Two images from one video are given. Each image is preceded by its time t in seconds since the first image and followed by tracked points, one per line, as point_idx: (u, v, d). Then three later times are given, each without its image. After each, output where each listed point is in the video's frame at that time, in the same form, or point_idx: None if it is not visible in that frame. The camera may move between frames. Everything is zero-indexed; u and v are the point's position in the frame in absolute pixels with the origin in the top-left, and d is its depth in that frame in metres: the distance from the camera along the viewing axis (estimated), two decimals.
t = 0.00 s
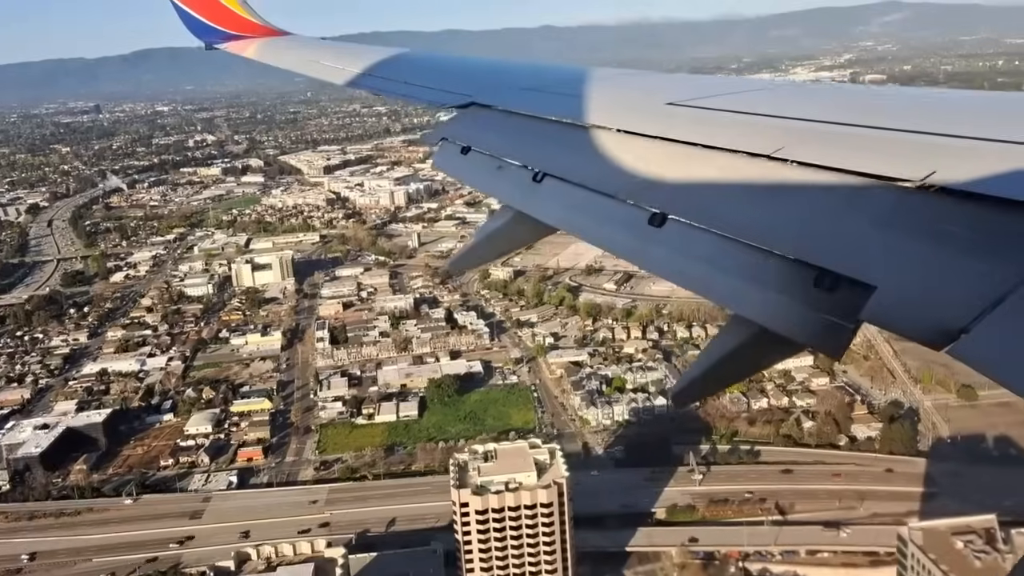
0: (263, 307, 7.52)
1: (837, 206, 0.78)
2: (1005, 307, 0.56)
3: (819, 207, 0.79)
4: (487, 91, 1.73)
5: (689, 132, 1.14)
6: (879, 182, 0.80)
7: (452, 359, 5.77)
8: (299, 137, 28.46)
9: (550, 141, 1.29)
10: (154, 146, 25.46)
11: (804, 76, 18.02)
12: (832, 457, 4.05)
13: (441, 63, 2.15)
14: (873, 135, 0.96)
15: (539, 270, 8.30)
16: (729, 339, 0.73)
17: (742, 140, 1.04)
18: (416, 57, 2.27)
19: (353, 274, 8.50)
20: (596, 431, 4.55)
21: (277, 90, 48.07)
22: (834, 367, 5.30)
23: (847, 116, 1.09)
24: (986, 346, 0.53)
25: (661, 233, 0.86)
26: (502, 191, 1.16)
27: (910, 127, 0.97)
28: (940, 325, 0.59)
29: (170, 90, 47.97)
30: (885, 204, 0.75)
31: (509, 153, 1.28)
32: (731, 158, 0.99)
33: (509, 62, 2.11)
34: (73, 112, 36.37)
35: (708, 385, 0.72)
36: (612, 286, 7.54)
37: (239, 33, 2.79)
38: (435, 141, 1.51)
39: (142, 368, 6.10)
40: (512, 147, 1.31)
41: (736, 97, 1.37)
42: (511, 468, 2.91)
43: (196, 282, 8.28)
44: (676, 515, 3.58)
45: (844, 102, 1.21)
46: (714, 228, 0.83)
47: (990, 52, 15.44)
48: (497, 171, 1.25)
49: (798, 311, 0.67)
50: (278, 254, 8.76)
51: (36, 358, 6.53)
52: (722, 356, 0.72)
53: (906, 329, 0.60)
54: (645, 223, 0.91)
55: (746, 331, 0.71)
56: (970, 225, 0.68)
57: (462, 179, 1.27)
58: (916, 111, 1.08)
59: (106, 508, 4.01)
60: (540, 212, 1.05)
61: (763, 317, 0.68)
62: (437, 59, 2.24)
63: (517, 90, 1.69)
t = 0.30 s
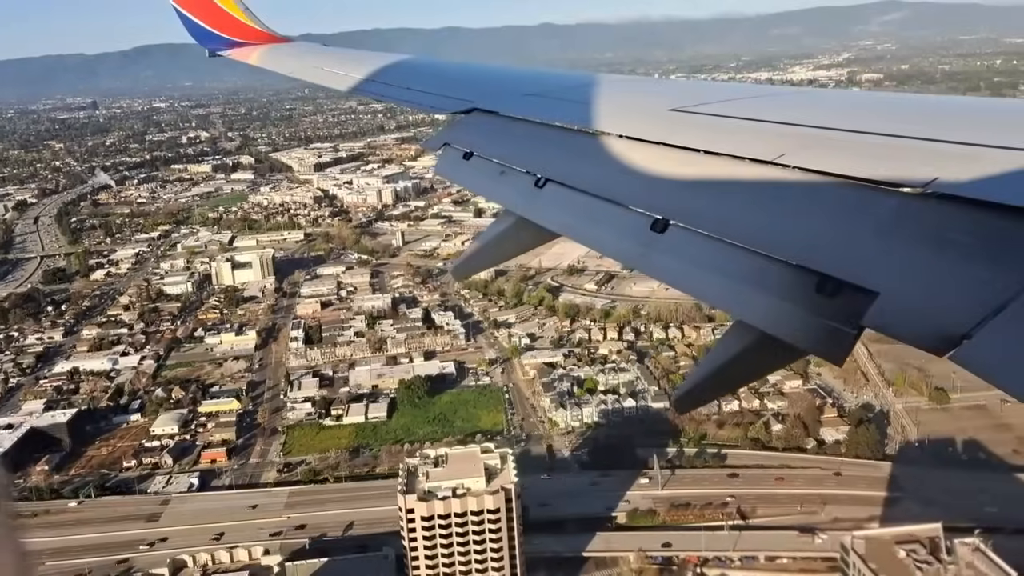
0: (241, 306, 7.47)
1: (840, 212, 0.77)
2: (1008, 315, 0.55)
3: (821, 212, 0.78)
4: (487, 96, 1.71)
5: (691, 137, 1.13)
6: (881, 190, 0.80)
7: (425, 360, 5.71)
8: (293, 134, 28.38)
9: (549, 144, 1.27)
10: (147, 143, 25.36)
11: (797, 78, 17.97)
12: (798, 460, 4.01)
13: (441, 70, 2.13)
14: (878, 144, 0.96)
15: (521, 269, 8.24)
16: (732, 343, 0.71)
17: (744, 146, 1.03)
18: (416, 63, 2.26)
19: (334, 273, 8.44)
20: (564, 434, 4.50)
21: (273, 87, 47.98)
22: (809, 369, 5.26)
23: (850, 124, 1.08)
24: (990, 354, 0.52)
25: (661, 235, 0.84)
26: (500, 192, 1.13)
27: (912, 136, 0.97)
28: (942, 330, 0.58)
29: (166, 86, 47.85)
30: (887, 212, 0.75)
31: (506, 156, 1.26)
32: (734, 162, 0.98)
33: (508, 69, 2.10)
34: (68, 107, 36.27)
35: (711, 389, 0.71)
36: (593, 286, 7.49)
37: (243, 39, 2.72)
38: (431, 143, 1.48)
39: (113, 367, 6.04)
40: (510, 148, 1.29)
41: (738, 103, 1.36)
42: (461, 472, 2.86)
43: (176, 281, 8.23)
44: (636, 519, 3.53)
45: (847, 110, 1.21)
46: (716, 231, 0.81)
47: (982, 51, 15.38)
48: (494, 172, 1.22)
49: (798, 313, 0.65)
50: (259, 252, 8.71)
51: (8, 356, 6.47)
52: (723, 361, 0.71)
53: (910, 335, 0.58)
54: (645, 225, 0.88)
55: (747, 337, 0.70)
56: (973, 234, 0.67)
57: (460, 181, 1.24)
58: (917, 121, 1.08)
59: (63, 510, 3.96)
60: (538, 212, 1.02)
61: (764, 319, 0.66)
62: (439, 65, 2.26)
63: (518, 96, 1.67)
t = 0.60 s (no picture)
0: (220, 305, 7.42)
1: (848, 211, 0.78)
2: (1013, 314, 0.57)
3: (827, 212, 0.79)
4: (492, 93, 1.73)
5: (697, 134, 1.14)
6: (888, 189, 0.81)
7: (400, 360, 5.66)
8: (288, 131, 28.32)
9: (557, 142, 1.29)
10: (142, 139, 25.32)
11: (792, 78, 17.85)
12: (766, 464, 3.94)
13: (445, 66, 2.15)
14: (883, 142, 0.96)
15: (504, 268, 8.19)
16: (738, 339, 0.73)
17: (751, 144, 1.04)
18: (418, 58, 2.30)
19: (317, 271, 8.40)
20: (533, 436, 4.45)
21: (272, 84, 47.90)
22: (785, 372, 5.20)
23: (856, 121, 1.09)
24: (992, 353, 0.53)
25: (669, 234, 0.86)
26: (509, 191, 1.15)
27: (918, 133, 0.98)
28: (946, 329, 0.59)
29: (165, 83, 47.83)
30: (892, 211, 0.76)
31: (515, 154, 1.27)
32: (740, 160, 1.00)
33: (511, 64, 2.12)
34: (66, 103, 36.25)
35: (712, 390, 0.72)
36: (575, 286, 7.44)
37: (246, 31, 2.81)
38: (439, 141, 1.50)
39: (87, 366, 6.01)
40: (518, 147, 1.31)
41: (742, 100, 1.37)
42: (410, 478, 2.81)
43: (157, 279, 8.18)
44: (596, 525, 3.48)
45: (852, 107, 1.22)
46: (724, 230, 0.82)
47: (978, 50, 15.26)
48: (502, 172, 1.23)
49: (802, 312, 0.66)
50: (242, 250, 8.66)
51: None
52: (728, 359, 0.73)
53: (912, 335, 0.60)
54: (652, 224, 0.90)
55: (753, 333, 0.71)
56: (979, 233, 0.68)
57: (469, 180, 1.26)
58: (923, 117, 1.08)
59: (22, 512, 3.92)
60: (546, 212, 1.04)
61: (771, 318, 0.67)
62: (442, 61, 2.26)
63: (523, 93, 1.69)
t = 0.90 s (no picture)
0: (199, 305, 7.37)
1: (851, 202, 0.74)
2: (1016, 308, 0.53)
3: (829, 204, 0.75)
4: (492, 86, 1.68)
5: (697, 126, 1.10)
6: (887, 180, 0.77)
7: (374, 363, 5.61)
8: (283, 130, 28.27)
9: (557, 135, 1.25)
10: (137, 138, 25.29)
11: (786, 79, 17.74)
12: (732, 471, 3.88)
13: (447, 59, 2.10)
14: (886, 131, 0.92)
15: (487, 269, 8.13)
16: (730, 337, 0.74)
17: (750, 134, 1.00)
18: (420, 52, 2.24)
19: (299, 272, 8.34)
20: (501, 441, 4.39)
21: (270, 83, 47.85)
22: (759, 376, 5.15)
23: (859, 111, 1.04)
24: (997, 350, 0.50)
25: (667, 228, 0.83)
26: (509, 185, 1.13)
27: (923, 125, 0.93)
28: (946, 324, 0.56)
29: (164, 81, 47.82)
30: (894, 203, 0.72)
31: (517, 147, 1.24)
32: (738, 151, 0.96)
33: (514, 57, 2.07)
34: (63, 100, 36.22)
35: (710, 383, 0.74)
36: (556, 288, 7.37)
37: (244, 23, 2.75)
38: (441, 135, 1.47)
39: (60, 367, 5.96)
40: (519, 141, 1.27)
41: (743, 93, 1.33)
42: (356, 485, 2.76)
43: (137, 279, 8.14)
44: (557, 532, 3.43)
45: (857, 99, 1.17)
46: (724, 224, 0.79)
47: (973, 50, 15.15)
48: (504, 165, 1.21)
49: (803, 308, 0.63)
50: (224, 250, 8.62)
51: None
52: (725, 356, 0.73)
53: (911, 332, 0.56)
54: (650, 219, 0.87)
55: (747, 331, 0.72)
56: (983, 224, 0.64)
57: (469, 175, 1.23)
58: (928, 108, 1.04)
59: None
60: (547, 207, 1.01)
61: (770, 315, 0.65)
62: (444, 53, 2.21)
63: (523, 86, 1.64)
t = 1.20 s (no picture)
0: (177, 307, 7.32)
1: (846, 195, 0.73)
2: (1013, 302, 0.54)
3: (829, 196, 0.74)
4: (492, 78, 1.65)
5: (694, 117, 1.09)
6: (885, 173, 0.76)
7: (347, 366, 5.55)
8: (277, 129, 28.21)
9: (553, 125, 1.23)
10: (130, 136, 25.23)
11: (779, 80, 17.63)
12: (696, 476, 3.83)
13: (449, 49, 2.06)
14: (886, 124, 0.91)
15: (469, 271, 8.07)
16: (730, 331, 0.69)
17: (747, 125, 0.99)
18: (420, 43, 2.19)
19: (280, 273, 8.29)
20: (467, 446, 4.34)
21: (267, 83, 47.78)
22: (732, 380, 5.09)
23: (859, 104, 1.03)
24: (994, 343, 0.51)
25: (667, 220, 0.81)
26: (507, 175, 1.10)
27: (923, 118, 0.92)
28: (943, 317, 0.56)
29: (161, 80, 47.78)
30: (892, 196, 0.71)
31: (513, 139, 1.22)
32: (736, 143, 0.95)
33: (514, 49, 2.03)
34: (60, 98, 36.18)
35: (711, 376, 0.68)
36: (537, 290, 7.31)
37: (244, 16, 2.74)
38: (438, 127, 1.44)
39: (31, 369, 5.91)
40: (516, 131, 1.25)
41: (742, 84, 1.31)
42: (300, 494, 2.71)
43: (117, 279, 8.08)
44: (515, 539, 3.36)
45: (856, 92, 1.15)
46: (723, 217, 0.78)
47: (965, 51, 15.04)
48: (501, 156, 1.18)
49: (803, 301, 0.63)
50: (205, 251, 8.57)
51: None
52: (726, 349, 0.68)
53: (911, 325, 0.57)
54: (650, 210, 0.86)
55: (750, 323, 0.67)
56: (979, 219, 0.64)
57: (464, 165, 1.20)
58: (926, 101, 1.02)
59: None
60: (541, 198, 1.00)
61: (769, 306, 0.65)
62: (445, 45, 2.16)
63: (523, 77, 1.61)
